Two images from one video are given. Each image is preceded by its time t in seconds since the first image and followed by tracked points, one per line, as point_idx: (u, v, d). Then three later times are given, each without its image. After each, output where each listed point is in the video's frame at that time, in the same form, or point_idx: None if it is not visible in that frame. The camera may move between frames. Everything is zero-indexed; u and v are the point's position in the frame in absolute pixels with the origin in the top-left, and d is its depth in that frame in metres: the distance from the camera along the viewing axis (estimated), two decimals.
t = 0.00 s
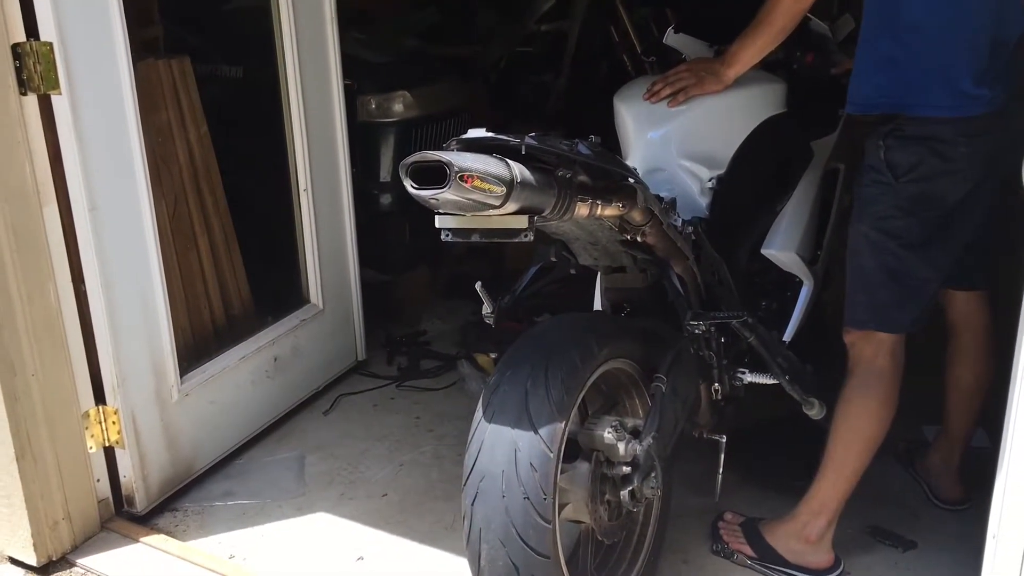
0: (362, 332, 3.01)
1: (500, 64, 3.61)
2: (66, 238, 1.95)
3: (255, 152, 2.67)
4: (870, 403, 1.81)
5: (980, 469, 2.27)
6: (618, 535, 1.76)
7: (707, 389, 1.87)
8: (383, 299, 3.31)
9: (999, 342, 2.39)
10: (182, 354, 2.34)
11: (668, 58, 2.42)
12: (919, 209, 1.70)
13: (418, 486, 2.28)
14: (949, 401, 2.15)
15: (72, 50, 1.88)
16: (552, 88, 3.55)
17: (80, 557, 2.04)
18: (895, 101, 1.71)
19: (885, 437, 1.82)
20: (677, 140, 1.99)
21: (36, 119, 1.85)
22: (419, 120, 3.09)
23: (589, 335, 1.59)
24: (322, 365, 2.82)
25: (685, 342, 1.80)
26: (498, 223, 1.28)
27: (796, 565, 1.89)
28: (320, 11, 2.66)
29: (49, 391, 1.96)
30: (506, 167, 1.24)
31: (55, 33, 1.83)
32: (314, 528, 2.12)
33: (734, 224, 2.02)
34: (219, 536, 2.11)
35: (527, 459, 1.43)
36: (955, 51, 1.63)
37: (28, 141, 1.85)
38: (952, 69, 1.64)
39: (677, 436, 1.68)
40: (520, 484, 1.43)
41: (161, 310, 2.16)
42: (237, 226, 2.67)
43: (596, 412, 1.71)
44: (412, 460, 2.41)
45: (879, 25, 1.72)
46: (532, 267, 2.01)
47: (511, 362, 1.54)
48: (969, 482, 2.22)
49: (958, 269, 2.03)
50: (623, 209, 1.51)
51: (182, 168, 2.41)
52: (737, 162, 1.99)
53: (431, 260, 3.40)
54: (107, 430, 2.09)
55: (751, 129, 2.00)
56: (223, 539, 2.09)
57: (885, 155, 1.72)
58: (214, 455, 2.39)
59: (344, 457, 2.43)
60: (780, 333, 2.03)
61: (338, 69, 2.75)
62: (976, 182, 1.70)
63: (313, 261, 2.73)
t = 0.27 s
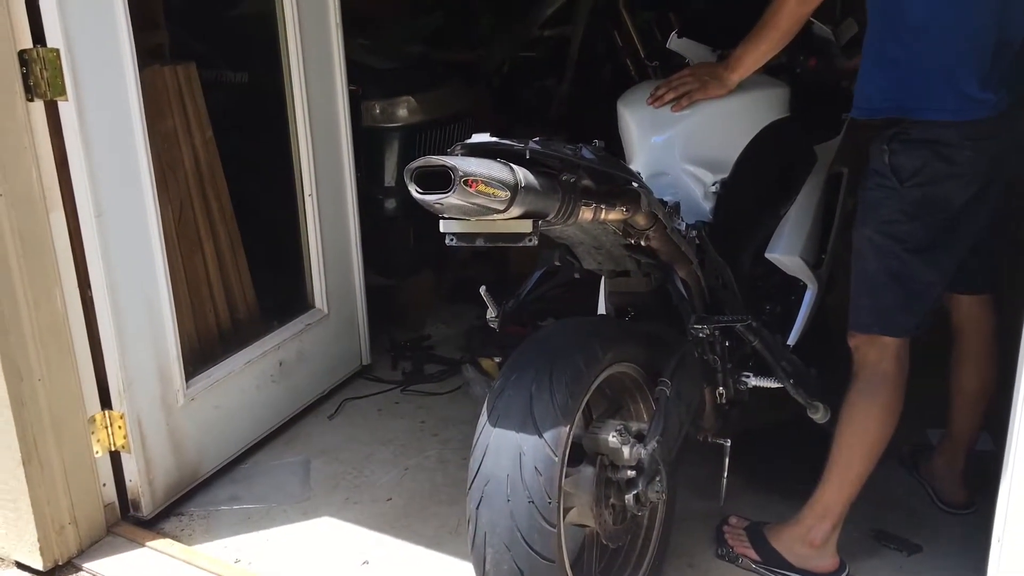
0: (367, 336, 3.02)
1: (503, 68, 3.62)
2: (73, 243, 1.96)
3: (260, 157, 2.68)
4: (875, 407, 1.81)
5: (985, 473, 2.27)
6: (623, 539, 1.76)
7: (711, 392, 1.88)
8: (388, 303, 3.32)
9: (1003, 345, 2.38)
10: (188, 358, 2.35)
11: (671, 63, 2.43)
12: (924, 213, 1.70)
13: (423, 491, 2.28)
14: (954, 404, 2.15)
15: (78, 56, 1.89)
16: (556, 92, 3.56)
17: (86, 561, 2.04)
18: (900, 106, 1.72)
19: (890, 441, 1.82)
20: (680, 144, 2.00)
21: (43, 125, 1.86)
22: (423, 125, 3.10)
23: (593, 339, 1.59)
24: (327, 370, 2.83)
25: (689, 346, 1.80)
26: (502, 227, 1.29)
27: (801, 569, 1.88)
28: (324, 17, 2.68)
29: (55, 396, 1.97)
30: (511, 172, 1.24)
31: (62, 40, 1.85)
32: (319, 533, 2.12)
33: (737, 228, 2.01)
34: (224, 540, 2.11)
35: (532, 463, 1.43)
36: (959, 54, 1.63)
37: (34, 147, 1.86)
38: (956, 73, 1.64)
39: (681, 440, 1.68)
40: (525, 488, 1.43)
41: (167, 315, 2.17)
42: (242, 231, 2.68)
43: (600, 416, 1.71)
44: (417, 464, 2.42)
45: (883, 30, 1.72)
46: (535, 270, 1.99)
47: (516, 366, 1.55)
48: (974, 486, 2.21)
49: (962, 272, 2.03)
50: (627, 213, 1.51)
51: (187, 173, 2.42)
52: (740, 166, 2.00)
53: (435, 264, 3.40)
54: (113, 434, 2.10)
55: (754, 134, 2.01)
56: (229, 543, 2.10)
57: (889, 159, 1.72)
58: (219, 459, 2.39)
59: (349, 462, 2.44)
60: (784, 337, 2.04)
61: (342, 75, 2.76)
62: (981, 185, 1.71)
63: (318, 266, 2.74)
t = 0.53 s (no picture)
0: (368, 340, 3.02)
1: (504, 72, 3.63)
2: (74, 248, 1.97)
3: (261, 162, 2.68)
4: (875, 409, 1.81)
5: (986, 475, 2.27)
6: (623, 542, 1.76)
7: (711, 395, 1.88)
8: (388, 307, 3.33)
9: (1003, 347, 2.39)
10: (189, 363, 2.35)
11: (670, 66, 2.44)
12: (922, 216, 1.71)
13: (423, 495, 2.28)
14: (954, 407, 2.15)
15: (79, 62, 1.89)
16: (556, 96, 3.57)
17: (87, 566, 2.05)
18: (900, 109, 1.71)
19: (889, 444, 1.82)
20: (680, 148, 1.99)
21: (44, 131, 1.87)
22: (423, 130, 3.10)
23: (593, 343, 1.60)
24: (328, 374, 2.83)
25: (688, 349, 1.81)
26: (502, 231, 1.29)
27: (801, 572, 1.89)
28: (325, 22, 2.69)
29: (56, 401, 1.97)
30: (511, 176, 1.25)
31: (63, 46, 1.85)
32: (320, 537, 2.12)
33: (737, 232, 2.02)
34: (225, 544, 2.11)
35: (532, 467, 1.43)
36: (958, 58, 1.64)
37: (36, 153, 1.87)
38: (955, 77, 1.65)
39: (681, 443, 1.69)
40: (525, 492, 1.43)
41: (168, 319, 2.18)
42: (243, 235, 2.68)
43: (601, 419, 1.71)
44: (418, 468, 2.42)
45: (882, 33, 1.72)
46: (535, 274, 1.95)
47: (516, 370, 1.55)
48: (975, 488, 2.21)
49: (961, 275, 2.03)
50: (627, 217, 1.51)
51: (188, 178, 2.43)
52: (739, 168, 2.00)
53: (436, 268, 3.41)
54: (114, 439, 2.10)
55: (753, 137, 2.00)
56: (230, 548, 2.10)
57: (888, 162, 1.72)
58: (220, 464, 2.39)
59: (350, 466, 2.44)
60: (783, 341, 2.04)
61: (343, 80, 2.77)
62: (979, 188, 1.71)
63: (319, 271, 2.74)
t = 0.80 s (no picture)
0: (366, 342, 3.02)
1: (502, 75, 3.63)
2: (72, 250, 1.97)
3: (259, 163, 2.68)
4: (872, 410, 1.81)
5: (983, 476, 2.27)
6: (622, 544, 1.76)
7: (709, 397, 1.89)
8: (387, 309, 3.33)
9: (1000, 348, 2.39)
10: (187, 365, 2.35)
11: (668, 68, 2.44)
12: (919, 217, 1.71)
13: (422, 496, 2.28)
14: (952, 408, 2.15)
15: (78, 64, 1.90)
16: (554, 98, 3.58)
17: (86, 568, 2.04)
18: (900, 110, 1.71)
19: (888, 444, 1.83)
20: (678, 149, 1.99)
21: (42, 133, 1.87)
22: (421, 132, 3.10)
23: (591, 344, 1.60)
24: (327, 376, 2.83)
25: (686, 350, 1.81)
26: (500, 232, 1.30)
27: (799, 573, 1.89)
28: (323, 23, 2.69)
29: (54, 402, 1.97)
30: (508, 177, 1.25)
31: (61, 48, 1.85)
32: (318, 538, 2.12)
33: (735, 233, 2.02)
34: (223, 546, 2.11)
35: (530, 468, 1.43)
36: (955, 59, 1.64)
37: (34, 154, 1.87)
38: (952, 78, 1.65)
39: (680, 444, 1.69)
40: (523, 493, 1.43)
41: (167, 321, 2.18)
42: (241, 237, 2.68)
43: (599, 420, 1.72)
44: (416, 469, 2.42)
45: (878, 34, 1.72)
46: (534, 274, 1.93)
47: (514, 371, 1.55)
48: (972, 489, 2.21)
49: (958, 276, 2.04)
50: (624, 218, 1.52)
51: (186, 180, 2.43)
52: (738, 169, 2.00)
53: (435, 270, 3.41)
54: (112, 441, 2.10)
55: (751, 139, 2.01)
56: (228, 549, 2.10)
57: (884, 163, 1.73)
58: (218, 466, 2.39)
59: (348, 467, 2.44)
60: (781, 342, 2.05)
61: (341, 82, 2.77)
62: (975, 189, 1.72)
63: (316, 273, 2.74)
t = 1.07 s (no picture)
0: (364, 343, 3.03)
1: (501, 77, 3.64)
2: (71, 251, 1.97)
3: (258, 165, 2.68)
4: (869, 411, 1.82)
5: (981, 478, 2.27)
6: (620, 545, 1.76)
7: (707, 399, 1.88)
8: (385, 310, 3.33)
9: (997, 351, 2.40)
10: (185, 366, 2.35)
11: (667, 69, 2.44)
12: (916, 219, 1.72)
13: (420, 497, 2.28)
14: (949, 410, 2.16)
15: (77, 65, 1.90)
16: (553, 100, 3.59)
17: (84, 569, 2.04)
18: (896, 113, 1.71)
19: (885, 446, 1.83)
20: (676, 151, 2.01)
21: (41, 134, 1.87)
22: (420, 134, 3.11)
23: (589, 346, 1.60)
24: (325, 378, 2.83)
25: (684, 352, 1.79)
26: (498, 233, 1.30)
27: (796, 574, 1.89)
28: (322, 25, 2.70)
29: (52, 403, 1.97)
30: (506, 179, 1.25)
31: (60, 49, 1.86)
32: (316, 540, 2.12)
33: (733, 234, 2.02)
34: (221, 547, 2.11)
35: (527, 469, 1.44)
36: (952, 62, 1.65)
37: (33, 155, 1.87)
38: (949, 80, 1.66)
39: (677, 446, 1.69)
40: (521, 495, 1.43)
41: (165, 322, 2.18)
42: (240, 238, 2.68)
43: (597, 421, 1.72)
44: (414, 471, 2.42)
45: (876, 37, 1.73)
46: (532, 276, 1.92)
47: (512, 372, 1.55)
48: (970, 491, 2.22)
49: (955, 278, 2.04)
50: (622, 220, 1.52)
51: (184, 181, 2.43)
52: (736, 170, 2.01)
53: (433, 272, 3.42)
54: (111, 442, 2.10)
55: (748, 141, 2.02)
56: (226, 550, 2.10)
57: (882, 165, 1.74)
58: (216, 468, 2.39)
59: (346, 469, 2.44)
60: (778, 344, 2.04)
61: (340, 83, 2.78)
62: (972, 191, 1.72)
63: (315, 274, 2.74)
